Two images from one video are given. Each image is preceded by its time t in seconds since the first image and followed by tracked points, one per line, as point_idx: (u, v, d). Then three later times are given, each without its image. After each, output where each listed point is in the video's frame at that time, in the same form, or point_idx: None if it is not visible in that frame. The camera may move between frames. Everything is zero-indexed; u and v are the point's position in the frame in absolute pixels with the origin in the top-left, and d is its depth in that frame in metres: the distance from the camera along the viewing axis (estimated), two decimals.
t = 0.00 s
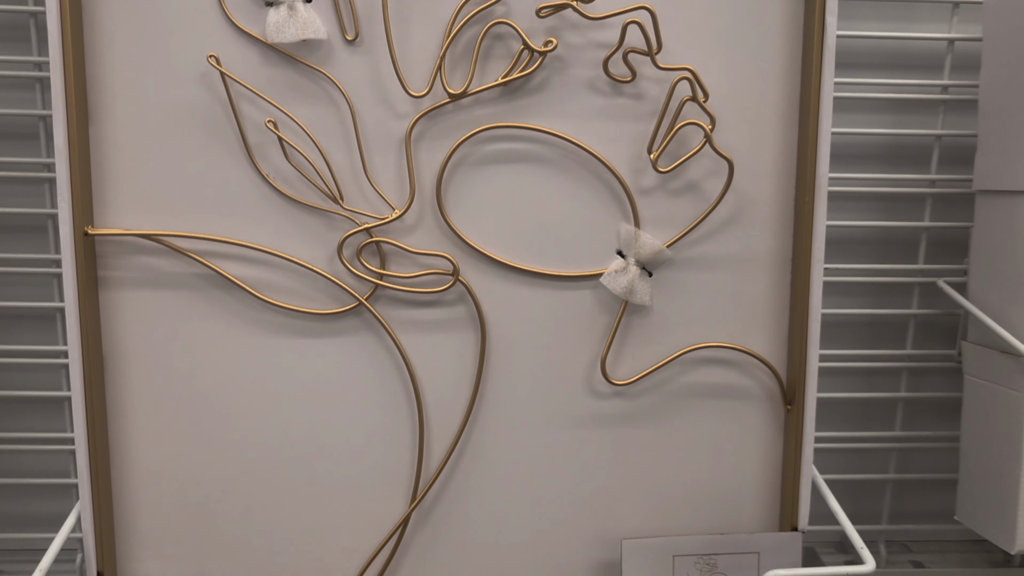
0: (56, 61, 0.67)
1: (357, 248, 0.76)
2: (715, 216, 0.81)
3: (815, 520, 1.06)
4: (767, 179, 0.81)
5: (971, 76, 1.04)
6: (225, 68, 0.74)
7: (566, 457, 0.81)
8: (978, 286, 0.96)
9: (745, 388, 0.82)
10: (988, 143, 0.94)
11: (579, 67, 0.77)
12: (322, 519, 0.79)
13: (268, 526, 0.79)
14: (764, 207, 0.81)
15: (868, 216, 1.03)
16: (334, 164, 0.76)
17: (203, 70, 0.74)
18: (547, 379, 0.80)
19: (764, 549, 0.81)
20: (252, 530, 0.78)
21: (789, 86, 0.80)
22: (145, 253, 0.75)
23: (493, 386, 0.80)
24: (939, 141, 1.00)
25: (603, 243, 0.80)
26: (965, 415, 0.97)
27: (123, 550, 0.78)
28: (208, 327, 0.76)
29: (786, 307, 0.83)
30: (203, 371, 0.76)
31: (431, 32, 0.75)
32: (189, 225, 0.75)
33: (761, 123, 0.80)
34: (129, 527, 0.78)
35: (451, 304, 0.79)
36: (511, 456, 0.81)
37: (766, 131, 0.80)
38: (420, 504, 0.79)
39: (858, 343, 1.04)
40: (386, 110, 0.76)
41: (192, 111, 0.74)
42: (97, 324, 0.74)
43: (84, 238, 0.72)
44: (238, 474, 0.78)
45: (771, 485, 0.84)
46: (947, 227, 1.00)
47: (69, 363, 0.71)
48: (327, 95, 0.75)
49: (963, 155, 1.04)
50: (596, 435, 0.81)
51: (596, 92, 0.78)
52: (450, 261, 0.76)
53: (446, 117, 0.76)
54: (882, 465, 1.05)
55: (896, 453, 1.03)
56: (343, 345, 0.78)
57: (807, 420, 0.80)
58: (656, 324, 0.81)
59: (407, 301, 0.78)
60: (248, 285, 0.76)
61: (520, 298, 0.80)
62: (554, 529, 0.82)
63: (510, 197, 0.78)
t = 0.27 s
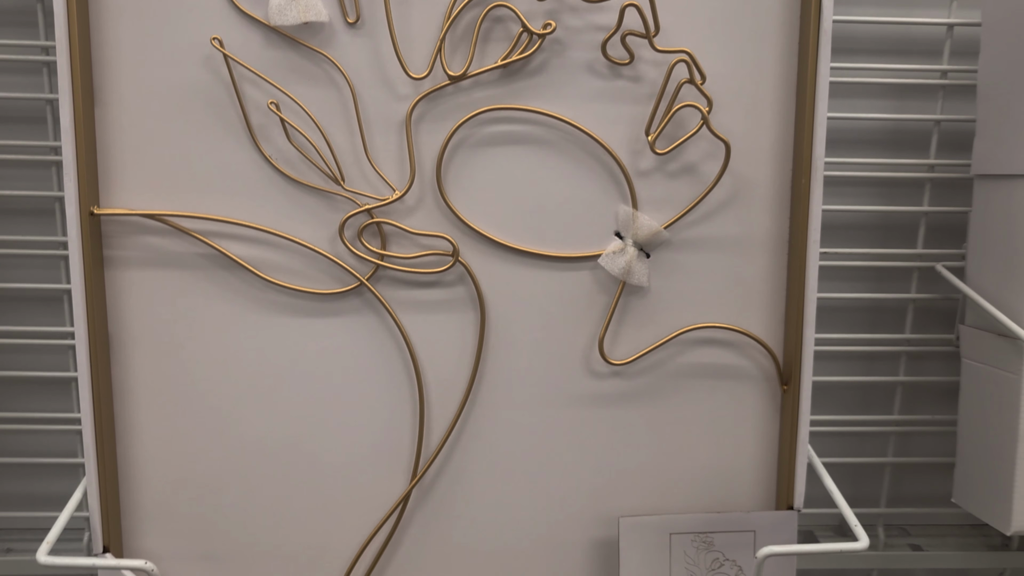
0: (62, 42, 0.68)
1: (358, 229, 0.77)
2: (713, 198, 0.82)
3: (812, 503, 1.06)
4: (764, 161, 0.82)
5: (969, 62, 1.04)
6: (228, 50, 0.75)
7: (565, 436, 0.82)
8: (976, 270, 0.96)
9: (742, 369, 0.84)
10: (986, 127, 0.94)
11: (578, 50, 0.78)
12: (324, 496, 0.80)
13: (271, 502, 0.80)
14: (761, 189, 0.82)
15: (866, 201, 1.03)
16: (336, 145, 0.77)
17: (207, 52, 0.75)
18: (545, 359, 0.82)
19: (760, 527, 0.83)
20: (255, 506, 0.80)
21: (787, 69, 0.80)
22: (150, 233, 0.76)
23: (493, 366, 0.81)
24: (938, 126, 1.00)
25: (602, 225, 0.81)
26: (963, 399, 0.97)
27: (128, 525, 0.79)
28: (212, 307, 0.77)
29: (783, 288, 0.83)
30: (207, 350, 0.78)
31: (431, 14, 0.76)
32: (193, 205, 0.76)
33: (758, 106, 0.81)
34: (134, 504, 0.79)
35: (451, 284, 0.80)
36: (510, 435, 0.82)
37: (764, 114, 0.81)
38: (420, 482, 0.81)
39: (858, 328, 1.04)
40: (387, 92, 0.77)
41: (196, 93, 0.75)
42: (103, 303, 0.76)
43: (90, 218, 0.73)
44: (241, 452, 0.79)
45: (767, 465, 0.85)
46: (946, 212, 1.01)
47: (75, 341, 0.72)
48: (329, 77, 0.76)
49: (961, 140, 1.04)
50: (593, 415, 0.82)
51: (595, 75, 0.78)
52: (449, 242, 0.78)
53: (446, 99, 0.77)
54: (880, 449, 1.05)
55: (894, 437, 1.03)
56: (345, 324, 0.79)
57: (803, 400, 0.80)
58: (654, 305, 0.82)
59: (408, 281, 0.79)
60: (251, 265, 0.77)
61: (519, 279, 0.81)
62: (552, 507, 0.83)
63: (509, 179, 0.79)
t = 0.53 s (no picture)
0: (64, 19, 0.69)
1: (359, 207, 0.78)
2: (712, 177, 0.82)
3: (812, 485, 1.05)
4: (764, 141, 0.82)
5: (971, 44, 1.04)
6: (230, 28, 0.75)
7: (564, 414, 0.83)
8: (977, 251, 0.95)
9: (741, 348, 0.84)
10: (988, 108, 0.94)
11: (578, 28, 0.78)
12: (325, 472, 0.81)
13: (273, 479, 0.81)
14: (761, 169, 0.82)
15: (867, 183, 1.03)
16: (337, 124, 0.77)
17: (209, 31, 0.75)
18: (545, 338, 0.82)
19: (758, 505, 0.83)
20: (257, 482, 0.81)
21: (787, 48, 0.80)
22: (152, 211, 0.77)
23: (493, 344, 0.82)
24: (940, 108, 1.00)
25: (601, 204, 0.81)
26: (963, 380, 0.97)
27: (131, 500, 0.80)
28: (214, 284, 0.78)
29: (782, 268, 0.84)
30: (209, 327, 0.78)
31: None
32: (195, 183, 0.77)
33: (758, 85, 0.81)
34: (136, 480, 0.80)
35: (451, 263, 0.80)
36: (510, 413, 0.82)
37: (764, 93, 0.81)
38: (420, 459, 0.82)
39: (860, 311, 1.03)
40: (388, 70, 0.77)
41: (198, 71, 0.76)
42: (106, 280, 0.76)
43: (92, 195, 0.74)
44: (244, 428, 0.80)
45: (766, 444, 0.85)
46: (947, 194, 1.01)
47: (78, 317, 0.73)
48: (330, 55, 0.77)
49: (962, 122, 1.04)
50: (593, 393, 0.83)
51: (595, 53, 0.79)
52: (450, 220, 0.78)
53: (447, 78, 0.77)
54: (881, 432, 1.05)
55: (894, 419, 1.03)
56: (345, 302, 0.80)
57: (802, 378, 0.81)
58: (653, 284, 0.82)
59: (409, 260, 0.80)
60: (252, 242, 0.78)
61: (519, 257, 0.81)
62: (551, 484, 0.83)
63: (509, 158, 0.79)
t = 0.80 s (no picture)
0: None
1: (361, 185, 0.78)
2: (715, 156, 0.82)
3: (813, 468, 1.05)
4: (768, 119, 0.81)
5: (977, 24, 1.03)
6: (231, 5, 0.75)
7: (566, 393, 0.83)
8: (981, 233, 0.95)
9: (743, 327, 0.84)
10: (993, 88, 0.93)
11: (581, 5, 0.78)
12: (328, 450, 0.82)
13: (276, 456, 0.81)
14: (764, 147, 0.82)
15: (871, 164, 1.02)
16: (338, 101, 0.77)
17: (210, 7, 0.75)
18: (546, 317, 0.82)
19: (759, 484, 0.83)
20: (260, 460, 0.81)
21: (792, 25, 0.80)
22: (154, 188, 0.77)
23: (494, 323, 0.82)
24: (945, 89, 0.99)
25: (604, 182, 0.81)
26: (966, 363, 0.97)
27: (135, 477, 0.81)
28: (216, 262, 0.78)
29: (784, 248, 0.84)
30: (212, 305, 0.79)
31: None
32: (197, 161, 0.77)
33: (762, 62, 0.80)
34: (139, 457, 0.81)
35: (453, 242, 0.80)
36: (511, 391, 0.83)
37: (767, 70, 0.80)
38: (422, 437, 0.82)
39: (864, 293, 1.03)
40: (389, 48, 0.77)
41: (199, 48, 0.76)
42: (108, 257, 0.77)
43: (95, 172, 0.74)
44: (246, 406, 0.80)
45: (768, 424, 0.85)
46: (951, 175, 1.00)
47: (80, 294, 0.73)
48: (331, 32, 0.76)
49: (967, 104, 1.04)
50: (594, 372, 0.83)
51: (598, 30, 0.78)
52: (451, 198, 0.78)
53: (448, 55, 0.77)
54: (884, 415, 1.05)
55: (897, 402, 1.03)
56: (347, 281, 0.80)
57: (804, 357, 0.81)
58: (655, 263, 0.82)
59: (411, 238, 0.80)
60: (254, 220, 0.78)
61: (521, 236, 0.81)
62: (552, 462, 0.84)
63: (511, 136, 0.79)
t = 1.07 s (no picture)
0: None
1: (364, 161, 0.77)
2: (721, 133, 0.81)
3: (818, 450, 1.05)
4: (774, 95, 0.81)
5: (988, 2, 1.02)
6: None
7: (569, 372, 0.83)
8: (989, 213, 0.94)
9: (748, 306, 0.84)
10: (1003, 66, 0.92)
11: None
12: (332, 427, 0.82)
13: (281, 433, 0.82)
14: (771, 124, 0.81)
15: (878, 145, 1.01)
16: (341, 77, 0.77)
17: None
18: (550, 295, 0.82)
19: (764, 464, 0.83)
20: (265, 437, 0.82)
21: None
22: (157, 164, 0.77)
23: (498, 301, 0.82)
24: (954, 67, 0.98)
25: (608, 159, 0.80)
26: (973, 344, 0.96)
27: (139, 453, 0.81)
28: (220, 239, 0.78)
29: (790, 226, 0.83)
30: (215, 282, 0.79)
31: None
32: (199, 137, 0.77)
33: (769, 38, 0.79)
34: (143, 434, 0.81)
35: (457, 220, 0.80)
36: (515, 370, 0.83)
37: (774, 46, 0.80)
38: (426, 415, 0.82)
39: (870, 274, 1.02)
40: (393, 22, 0.76)
41: (201, 23, 0.75)
42: (111, 233, 0.76)
43: (97, 148, 0.74)
44: (251, 383, 0.81)
45: (773, 403, 0.85)
46: (960, 155, 0.99)
47: (83, 270, 0.73)
48: (334, 7, 0.76)
49: (977, 83, 1.02)
50: (598, 351, 0.83)
51: (603, 5, 0.77)
52: (455, 175, 0.78)
53: (452, 30, 0.77)
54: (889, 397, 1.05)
55: (903, 383, 1.02)
56: (351, 258, 0.80)
57: (810, 336, 0.80)
58: (660, 241, 0.82)
59: (414, 215, 0.79)
60: (257, 196, 0.78)
61: (525, 213, 0.80)
62: (556, 440, 0.84)
63: (516, 112, 0.79)
